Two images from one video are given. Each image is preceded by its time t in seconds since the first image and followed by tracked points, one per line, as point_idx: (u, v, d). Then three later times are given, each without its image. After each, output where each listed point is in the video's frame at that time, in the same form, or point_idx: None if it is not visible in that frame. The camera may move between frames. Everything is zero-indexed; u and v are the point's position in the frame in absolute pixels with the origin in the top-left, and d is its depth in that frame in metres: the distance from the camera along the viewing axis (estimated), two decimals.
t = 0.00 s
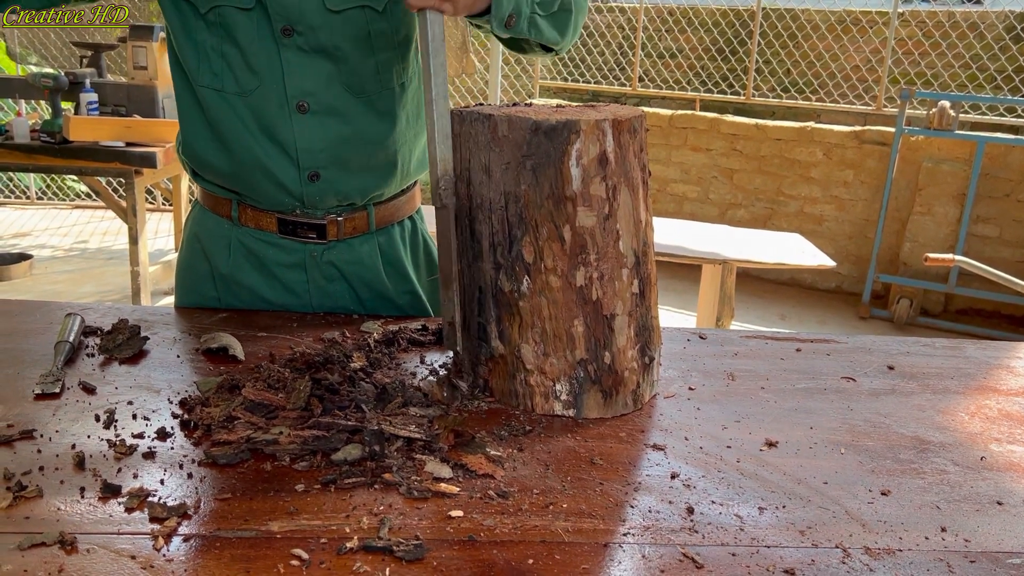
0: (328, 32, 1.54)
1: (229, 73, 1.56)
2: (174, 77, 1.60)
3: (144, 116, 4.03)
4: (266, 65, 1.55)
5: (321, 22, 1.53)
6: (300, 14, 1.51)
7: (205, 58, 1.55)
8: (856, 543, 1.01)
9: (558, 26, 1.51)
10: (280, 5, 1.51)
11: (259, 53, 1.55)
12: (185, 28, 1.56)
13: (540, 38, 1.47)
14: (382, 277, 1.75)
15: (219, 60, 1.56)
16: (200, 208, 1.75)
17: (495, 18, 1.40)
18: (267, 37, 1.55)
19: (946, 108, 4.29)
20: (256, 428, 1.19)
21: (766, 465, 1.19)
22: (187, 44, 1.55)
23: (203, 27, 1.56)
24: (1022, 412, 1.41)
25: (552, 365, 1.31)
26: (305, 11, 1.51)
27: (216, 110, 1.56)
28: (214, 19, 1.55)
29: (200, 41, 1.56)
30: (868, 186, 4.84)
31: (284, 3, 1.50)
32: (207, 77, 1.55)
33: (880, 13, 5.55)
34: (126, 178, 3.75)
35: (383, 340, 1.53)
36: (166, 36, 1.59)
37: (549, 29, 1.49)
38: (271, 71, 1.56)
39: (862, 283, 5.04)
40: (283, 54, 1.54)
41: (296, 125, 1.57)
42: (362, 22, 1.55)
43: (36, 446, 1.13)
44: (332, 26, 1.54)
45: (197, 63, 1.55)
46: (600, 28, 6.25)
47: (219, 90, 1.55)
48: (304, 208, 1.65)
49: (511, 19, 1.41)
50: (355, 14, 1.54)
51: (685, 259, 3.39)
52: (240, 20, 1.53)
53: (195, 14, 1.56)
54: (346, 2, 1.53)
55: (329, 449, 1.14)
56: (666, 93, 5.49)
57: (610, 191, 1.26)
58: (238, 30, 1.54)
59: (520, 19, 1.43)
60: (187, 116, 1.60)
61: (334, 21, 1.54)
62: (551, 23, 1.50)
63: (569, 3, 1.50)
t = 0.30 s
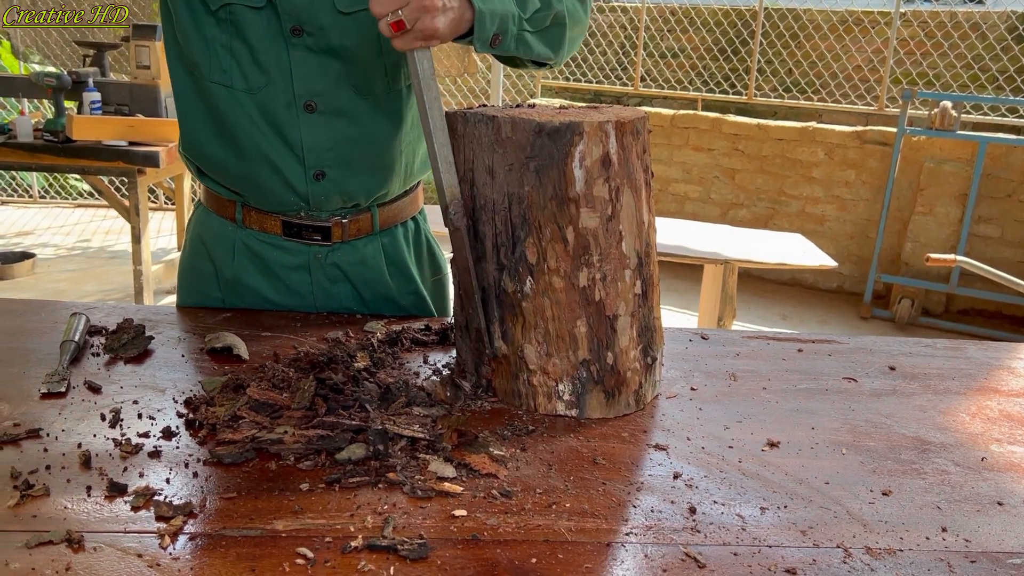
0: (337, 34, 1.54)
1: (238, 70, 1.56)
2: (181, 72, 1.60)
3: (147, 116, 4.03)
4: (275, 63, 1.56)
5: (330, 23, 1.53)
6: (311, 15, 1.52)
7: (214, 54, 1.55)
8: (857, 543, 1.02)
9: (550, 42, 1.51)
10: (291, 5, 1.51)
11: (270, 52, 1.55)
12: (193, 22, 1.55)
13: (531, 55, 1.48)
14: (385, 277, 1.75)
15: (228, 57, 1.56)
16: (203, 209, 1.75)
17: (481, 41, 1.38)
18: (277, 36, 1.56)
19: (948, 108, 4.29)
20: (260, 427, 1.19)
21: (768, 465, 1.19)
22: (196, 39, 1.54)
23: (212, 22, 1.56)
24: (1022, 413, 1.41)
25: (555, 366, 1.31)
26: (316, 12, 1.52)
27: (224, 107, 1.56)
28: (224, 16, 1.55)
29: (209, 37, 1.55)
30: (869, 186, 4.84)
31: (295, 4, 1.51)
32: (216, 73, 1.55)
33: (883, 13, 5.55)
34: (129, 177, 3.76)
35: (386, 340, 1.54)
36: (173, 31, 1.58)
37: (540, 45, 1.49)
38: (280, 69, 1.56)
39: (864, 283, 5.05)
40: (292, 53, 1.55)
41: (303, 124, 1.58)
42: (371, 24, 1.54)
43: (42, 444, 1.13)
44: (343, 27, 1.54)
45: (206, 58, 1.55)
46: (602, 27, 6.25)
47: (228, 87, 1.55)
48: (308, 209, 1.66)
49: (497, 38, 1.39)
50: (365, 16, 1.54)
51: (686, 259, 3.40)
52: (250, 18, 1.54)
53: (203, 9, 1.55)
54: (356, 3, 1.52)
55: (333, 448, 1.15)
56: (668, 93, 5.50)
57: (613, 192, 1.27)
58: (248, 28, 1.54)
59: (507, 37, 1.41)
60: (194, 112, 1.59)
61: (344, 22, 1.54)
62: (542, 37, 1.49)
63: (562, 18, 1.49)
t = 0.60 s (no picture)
0: (335, 30, 1.55)
1: (240, 60, 1.57)
2: (186, 60, 1.61)
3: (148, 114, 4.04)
4: (274, 56, 1.57)
5: (328, 19, 1.54)
6: (309, 11, 1.53)
7: (217, 42, 1.56)
8: (857, 540, 1.02)
9: (560, 52, 1.51)
10: None
11: (268, 44, 1.56)
12: (197, 10, 1.56)
13: (543, 67, 1.48)
14: (386, 275, 1.76)
15: (230, 47, 1.57)
16: (206, 206, 1.76)
17: (496, 58, 1.39)
18: (277, 29, 1.56)
19: (948, 108, 4.29)
20: (263, 423, 1.20)
21: (768, 462, 1.20)
22: (200, 27, 1.56)
23: (216, 12, 1.57)
24: (1022, 411, 1.42)
25: (557, 363, 1.32)
26: (314, 7, 1.52)
27: (224, 96, 1.57)
28: (228, 6, 1.56)
29: (212, 26, 1.56)
30: (870, 186, 4.84)
31: None
32: (217, 62, 1.56)
33: (884, 13, 5.55)
34: (130, 176, 3.76)
35: (389, 338, 1.54)
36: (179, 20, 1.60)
37: (552, 56, 1.49)
38: (280, 62, 1.57)
39: (865, 282, 5.05)
40: (291, 46, 1.56)
41: (301, 117, 1.58)
42: (368, 22, 1.55)
43: (47, 441, 1.14)
44: (340, 24, 1.54)
45: (209, 47, 1.56)
46: (603, 26, 6.25)
47: (229, 75, 1.56)
48: (308, 206, 1.66)
49: (511, 54, 1.41)
50: (363, 14, 1.54)
51: (687, 257, 3.40)
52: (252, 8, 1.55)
53: None
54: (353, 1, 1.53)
55: (336, 445, 1.16)
56: (669, 92, 5.50)
57: (615, 191, 1.27)
58: (249, 19, 1.55)
59: (520, 52, 1.42)
60: (198, 101, 1.61)
61: (341, 19, 1.54)
62: (553, 49, 1.49)
63: (570, 28, 1.49)
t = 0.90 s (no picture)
0: (342, 29, 1.55)
1: (245, 59, 1.57)
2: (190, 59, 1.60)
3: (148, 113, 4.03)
4: (280, 54, 1.57)
5: (336, 17, 1.54)
6: (317, 9, 1.53)
7: (223, 41, 1.56)
8: (858, 537, 1.02)
9: (572, 53, 1.53)
10: None
11: (275, 42, 1.56)
12: (204, 9, 1.56)
13: (557, 68, 1.50)
14: (388, 272, 1.76)
15: (236, 46, 1.56)
16: (207, 204, 1.76)
17: (516, 60, 1.39)
18: (284, 27, 1.56)
19: (949, 107, 4.29)
20: (265, 421, 1.20)
21: (770, 460, 1.20)
22: (206, 25, 1.55)
23: (223, 10, 1.56)
24: (1022, 409, 1.42)
25: (558, 361, 1.32)
26: (322, 5, 1.53)
27: (229, 95, 1.56)
28: (234, 4, 1.56)
29: (218, 24, 1.56)
30: (870, 185, 4.84)
31: None
32: (223, 61, 1.55)
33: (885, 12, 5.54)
34: (130, 174, 3.76)
35: (389, 336, 1.54)
36: (184, 18, 1.60)
37: (565, 57, 1.51)
38: (286, 61, 1.57)
39: (865, 281, 5.05)
40: (298, 45, 1.56)
41: (307, 116, 1.58)
42: (376, 21, 1.56)
43: (49, 438, 1.14)
44: (347, 22, 1.55)
45: (214, 45, 1.55)
46: (604, 25, 6.24)
47: (234, 74, 1.56)
48: (311, 204, 1.66)
49: (530, 56, 1.41)
50: (371, 12, 1.55)
51: (687, 256, 3.40)
52: (260, 7, 1.55)
53: None
54: None
55: (338, 442, 1.16)
56: (669, 91, 5.50)
57: (616, 189, 1.27)
58: (256, 18, 1.55)
59: (538, 54, 1.43)
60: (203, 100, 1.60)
61: (349, 18, 1.55)
62: (564, 50, 1.51)
63: (582, 30, 1.52)
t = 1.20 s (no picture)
0: (332, 31, 1.55)
1: (236, 67, 1.57)
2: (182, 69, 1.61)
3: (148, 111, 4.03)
4: (271, 60, 1.57)
5: (325, 20, 1.54)
6: (306, 12, 1.52)
7: (212, 50, 1.56)
8: (859, 535, 1.02)
9: (566, 62, 1.57)
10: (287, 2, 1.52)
11: (265, 49, 1.56)
12: (194, 20, 1.57)
13: (553, 77, 1.53)
14: (388, 270, 1.76)
15: (226, 55, 1.57)
16: (208, 202, 1.76)
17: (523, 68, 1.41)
18: (274, 33, 1.56)
19: (949, 105, 4.29)
20: (266, 419, 1.20)
21: (770, 458, 1.20)
22: (196, 36, 1.56)
23: (211, 19, 1.57)
24: (1022, 407, 1.42)
25: (559, 360, 1.32)
26: (310, 9, 1.52)
27: (221, 103, 1.57)
28: (223, 12, 1.56)
29: (208, 34, 1.57)
30: (870, 184, 4.85)
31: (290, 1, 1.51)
32: (214, 70, 1.56)
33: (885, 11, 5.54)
34: (130, 173, 3.76)
35: (390, 334, 1.54)
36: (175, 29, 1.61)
37: (561, 66, 1.54)
38: (277, 66, 1.57)
39: (865, 280, 5.05)
40: (289, 50, 1.56)
41: (300, 120, 1.58)
42: (366, 23, 1.56)
43: (50, 436, 1.14)
44: (338, 25, 1.54)
45: (205, 55, 1.56)
46: (604, 24, 6.24)
47: (225, 82, 1.56)
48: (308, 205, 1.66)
49: (535, 66, 1.44)
50: (361, 15, 1.55)
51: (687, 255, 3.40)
52: (248, 14, 1.55)
53: (204, 8, 1.57)
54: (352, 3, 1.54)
55: (339, 440, 1.16)
56: (669, 90, 5.50)
57: (617, 187, 1.28)
58: (244, 24, 1.55)
59: (542, 63, 1.45)
60: (195, 108, 1.61)
61: (338, 21, 1.54)
62: (561, 60, 1.55)
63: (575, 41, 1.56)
